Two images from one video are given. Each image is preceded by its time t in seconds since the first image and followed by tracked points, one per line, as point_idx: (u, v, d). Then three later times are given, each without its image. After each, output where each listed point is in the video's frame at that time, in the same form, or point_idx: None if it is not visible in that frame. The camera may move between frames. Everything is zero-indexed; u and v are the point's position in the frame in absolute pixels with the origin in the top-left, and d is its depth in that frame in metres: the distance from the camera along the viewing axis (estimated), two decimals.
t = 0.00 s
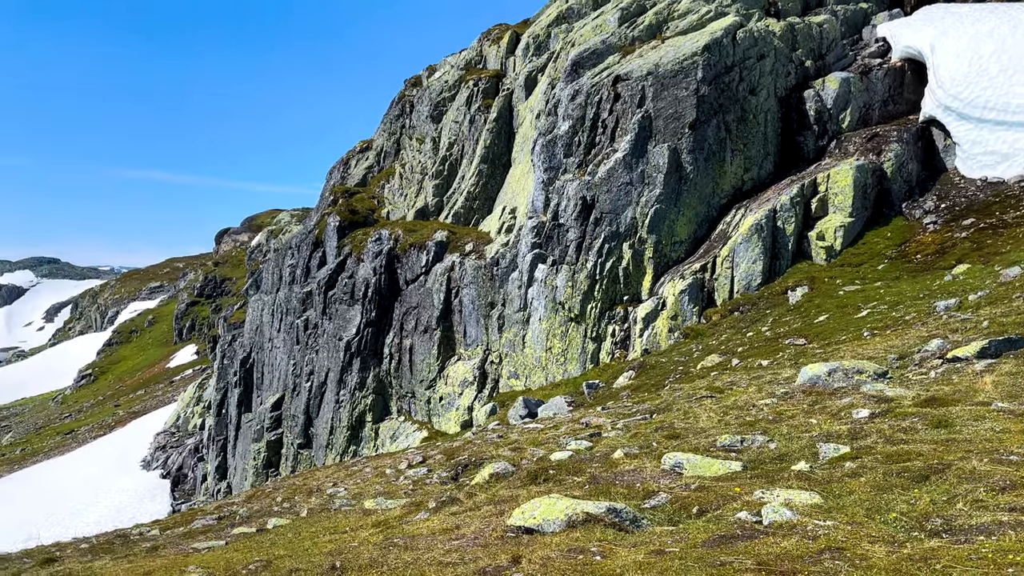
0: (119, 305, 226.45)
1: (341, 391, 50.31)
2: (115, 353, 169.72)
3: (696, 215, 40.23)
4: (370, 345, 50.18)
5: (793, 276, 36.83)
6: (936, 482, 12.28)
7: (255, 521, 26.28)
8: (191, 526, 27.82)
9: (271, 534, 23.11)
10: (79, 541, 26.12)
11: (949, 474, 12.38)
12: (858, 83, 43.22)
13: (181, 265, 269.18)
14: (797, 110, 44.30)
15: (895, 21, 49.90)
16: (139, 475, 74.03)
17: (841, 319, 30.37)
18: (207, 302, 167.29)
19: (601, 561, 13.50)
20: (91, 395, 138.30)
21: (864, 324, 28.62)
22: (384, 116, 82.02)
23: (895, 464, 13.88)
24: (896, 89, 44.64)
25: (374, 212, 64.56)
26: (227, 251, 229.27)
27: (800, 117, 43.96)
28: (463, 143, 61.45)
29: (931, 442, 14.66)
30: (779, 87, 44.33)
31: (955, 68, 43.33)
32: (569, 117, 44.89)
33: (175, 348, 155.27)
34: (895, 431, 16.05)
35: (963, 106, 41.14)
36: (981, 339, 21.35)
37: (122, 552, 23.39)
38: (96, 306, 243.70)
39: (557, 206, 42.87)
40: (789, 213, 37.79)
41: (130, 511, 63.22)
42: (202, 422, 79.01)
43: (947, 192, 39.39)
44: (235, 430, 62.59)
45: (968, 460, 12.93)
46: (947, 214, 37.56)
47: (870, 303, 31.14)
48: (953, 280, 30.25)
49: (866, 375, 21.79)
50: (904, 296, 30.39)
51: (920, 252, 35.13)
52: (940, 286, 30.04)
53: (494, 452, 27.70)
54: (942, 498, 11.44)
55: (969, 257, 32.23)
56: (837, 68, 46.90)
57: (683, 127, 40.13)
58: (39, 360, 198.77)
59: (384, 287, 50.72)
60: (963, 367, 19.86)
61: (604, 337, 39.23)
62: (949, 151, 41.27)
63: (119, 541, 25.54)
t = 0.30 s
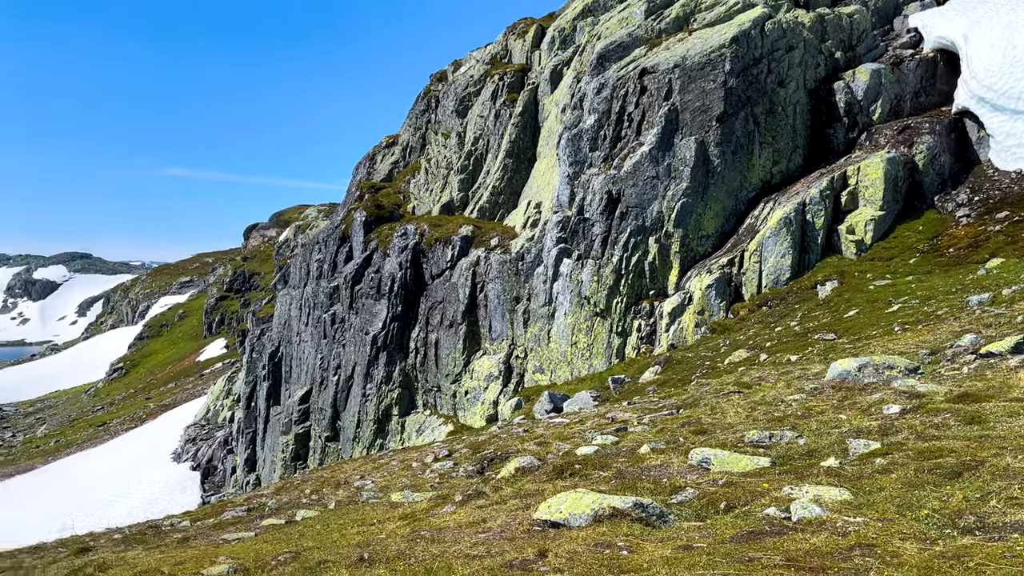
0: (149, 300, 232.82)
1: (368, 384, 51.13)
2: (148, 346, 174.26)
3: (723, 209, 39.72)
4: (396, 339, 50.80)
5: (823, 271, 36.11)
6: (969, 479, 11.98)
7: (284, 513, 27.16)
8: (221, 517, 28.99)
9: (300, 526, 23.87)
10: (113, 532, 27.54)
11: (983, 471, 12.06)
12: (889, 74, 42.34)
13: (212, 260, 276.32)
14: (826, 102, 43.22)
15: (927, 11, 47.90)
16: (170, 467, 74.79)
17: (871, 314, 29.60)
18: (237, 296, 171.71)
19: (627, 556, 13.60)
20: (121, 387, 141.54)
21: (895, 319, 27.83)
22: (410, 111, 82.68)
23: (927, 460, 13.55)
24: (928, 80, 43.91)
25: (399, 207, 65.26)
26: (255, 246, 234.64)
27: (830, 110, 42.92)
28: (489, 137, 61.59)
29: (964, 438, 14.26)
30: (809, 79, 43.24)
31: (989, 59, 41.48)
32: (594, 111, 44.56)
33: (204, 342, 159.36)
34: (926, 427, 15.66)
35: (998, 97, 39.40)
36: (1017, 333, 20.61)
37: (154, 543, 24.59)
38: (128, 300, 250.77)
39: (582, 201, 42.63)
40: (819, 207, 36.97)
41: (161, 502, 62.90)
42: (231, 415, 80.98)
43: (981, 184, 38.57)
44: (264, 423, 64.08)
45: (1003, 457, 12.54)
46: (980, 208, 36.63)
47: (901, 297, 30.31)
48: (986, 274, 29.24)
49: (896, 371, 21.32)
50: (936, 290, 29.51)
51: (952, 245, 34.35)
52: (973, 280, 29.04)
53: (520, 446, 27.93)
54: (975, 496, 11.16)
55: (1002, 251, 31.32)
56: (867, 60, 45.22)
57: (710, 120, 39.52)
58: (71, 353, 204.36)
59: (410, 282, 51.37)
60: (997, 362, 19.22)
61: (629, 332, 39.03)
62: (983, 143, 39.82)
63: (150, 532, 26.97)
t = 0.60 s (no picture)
0: (180, 295, 239.58)
1: (395, 379, 51.90)
2: (178, 340, 178.90)
3: (752, 203, 39.01)
4: (423, 334, 51.44)
5: (854, 265, 35.24)
6: (1005, 477, 11.65)
7: (313, 506, 27.98)
8: (252, 509, 30.04)
9: (329, 518, 24.58)
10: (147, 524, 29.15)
11: (1020, 469, 11.71)
12: (923, 65, 41.11)
13: (242, 256, 283.34)
14: (858, 94, 41.94)
15: None
16: (200, 459, 76.19)
17: (903, 309, 28.81)
18: (266, 291, 175.95)
19: (656, 551, 13.67)
20: (153, 381, 145.18)
21: (928, 314, 27.08)
22: (436, 107, 83.25)
23: (961, 458, 13.23)
24: (961, 72, 42.16)
25: (426, 202, 65.88)
26: (283, 242, 239.91)
27: (861, 102, 41.63)
28: (515, 132, 61.62)
29: (1000, 436, 13.87)
30: (839, 71, 42.07)
31: None
32: (621, 105, 44.16)
33: (234, 336, 163.55)
34: (961, 424, 15.24)
35: None
36: None
37: (185, 534, 25.81)
38: (160, 295, 257.83)
39: (609, 195, 42.33)
40: (850, 200, 36.02)
41: (192, 494, 64.24)
42: (260, 408, 82.97)
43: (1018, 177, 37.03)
44: (293, 416, 65.52)
45: None
46: (1017, 200, 35.35)
47: (934, 293, 29.51)
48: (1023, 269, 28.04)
49: (929, 367, 20.69)
50: (971, 286, 28.63)
51: (987, 240, 33.35)
52: (1008, 275, 27.96)
53: (547, 441, 28.10)
54: (1012, 494, 10.85)
55: None
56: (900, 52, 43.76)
57: (739, 113, 38.82)
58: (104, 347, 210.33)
59: (436, 277, 51.92)
60: None
61: (656, 327, 38.73)
62: (1018, 136, 38.68)
63: (182, 524, 28.20)
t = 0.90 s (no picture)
0: (212, 291, 246.42)
1: (423, 374, 52.61)
2: (210, 336, 184.14)
3: (783, 198, 38.19)
4: (450, 330, 52.00)
5: (887, 262, 34.33)
6: None
7: (342, 499, 28.77)
8: (282, 502, 31.03)
9: (359, 511, 25.27)
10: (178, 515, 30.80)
11: None
12: (958, 57, 39.84)
13: (272, 252, 290.37)
14: (892, 88, 40.58)
15: None
16: (231, 453, 78.24)
17: (937, 306, 28.14)
18: (295, 287, 180.06)
19: (685, 549, 13.69)
20: (186, 375, 149.86)
21: (963, 311, 26.57)
22: (463, 103, 83.66)
23: (999, 456, 12.91)
24: (998, 64, 40.53)
25: (453, 198, 66.42)
26: (312, 238, 245.08)
27: (895, 95, 40.29)
28: (542, 128, 61.50)
29: None
30: (872, 64, 40.68)
31: None
32: (650, 100, 43.66)
33: (264, 331, 167.74)
34: (997, 422, 14.83)
35: None
36: None
37: (217, 526, 26.87)
38: (192, 291, 265.37)
39: (637, 190, 41.94)
40: (883, 195, 35.02)
41: (223, 487, 66.36)
42: (290, 402, 84.91)
43: None
44: (322, 411, 66.87)
45: None
46: None
47: (969, 289, 28.94)
48: None
49: (965, 364, 20.06)
50: (1009, 281, 27.90)
51: None
52: None
53: (574, 437, 28.18)
54: None
55: None
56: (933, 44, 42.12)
57: (770, 106, 38.05)
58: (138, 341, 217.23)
59: (463, 273, 52.37)
60: None
61: (685, 323, 38.33)
62: None
63: (214, 516, 29.43)
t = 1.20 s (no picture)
0: (244, 287, 253.21)
1: (450, 370, 53.18)
2: (243, 331, 189.50)
3: (815, 192, 37.25)
4: (478, 326, 52.43)
5: (922, 258, 33.31)
6: None
7: (372, 493, 29.51)
8: (314, 496, 32.06)
9: (388, 505, 25.91)
10: (211, 508, 32.49)
11: None
12: (996, 49, 38.20)
13: (302, 249, 296.81)
14: (927, 81, 38.97)
15: None
16: (263, 448, 78.83)
17: (974, 302, 27.32)
18: (325, 283, 183.90)
19: (716, 546, 13.72)
20: (218, 369, 154.38)
21: (1001, 307, 25.63)
22: (491, 100, 83.93)
23: None
24: None
25: (481, 194, 66.86)
26: (342, 234, 249.77)
27: (930, 89, 38.67)
28: (570, 123, 61.25)
29: None
30: (906, 57, 38.99)
31: None
32: (679, 94, 43.03)
33: (295, 326, 171.75)
34: None
35: None
36: None
37: (250, 519, 28.12)
38: (224, 287, 272.55)
39: (665, 186, 41.43)
40: (918, 189, 33.92)
41: (255, 481, 66.73)
42: (320, 398, 86.42)
43: None
44: (351, 406, 68.04)
45: None
46: None
47: (1007, 285, 27.99)
48: None
49: (1003, 361, 19.37)
50: None
51: None
52: None
53: (603, 434, 28.21)
54: None
55: None
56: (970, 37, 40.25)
57: (802, 100, 37.27)
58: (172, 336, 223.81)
59: (491, 269, 52.69)
60: None
61: (714, 320, 37.82)
62: None
63: (247, 509, 30.69)
